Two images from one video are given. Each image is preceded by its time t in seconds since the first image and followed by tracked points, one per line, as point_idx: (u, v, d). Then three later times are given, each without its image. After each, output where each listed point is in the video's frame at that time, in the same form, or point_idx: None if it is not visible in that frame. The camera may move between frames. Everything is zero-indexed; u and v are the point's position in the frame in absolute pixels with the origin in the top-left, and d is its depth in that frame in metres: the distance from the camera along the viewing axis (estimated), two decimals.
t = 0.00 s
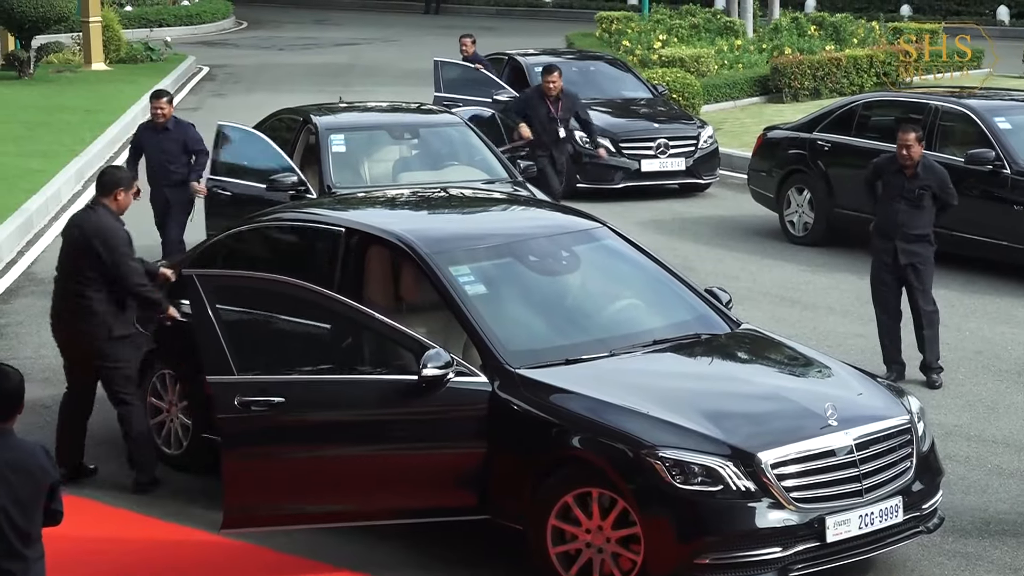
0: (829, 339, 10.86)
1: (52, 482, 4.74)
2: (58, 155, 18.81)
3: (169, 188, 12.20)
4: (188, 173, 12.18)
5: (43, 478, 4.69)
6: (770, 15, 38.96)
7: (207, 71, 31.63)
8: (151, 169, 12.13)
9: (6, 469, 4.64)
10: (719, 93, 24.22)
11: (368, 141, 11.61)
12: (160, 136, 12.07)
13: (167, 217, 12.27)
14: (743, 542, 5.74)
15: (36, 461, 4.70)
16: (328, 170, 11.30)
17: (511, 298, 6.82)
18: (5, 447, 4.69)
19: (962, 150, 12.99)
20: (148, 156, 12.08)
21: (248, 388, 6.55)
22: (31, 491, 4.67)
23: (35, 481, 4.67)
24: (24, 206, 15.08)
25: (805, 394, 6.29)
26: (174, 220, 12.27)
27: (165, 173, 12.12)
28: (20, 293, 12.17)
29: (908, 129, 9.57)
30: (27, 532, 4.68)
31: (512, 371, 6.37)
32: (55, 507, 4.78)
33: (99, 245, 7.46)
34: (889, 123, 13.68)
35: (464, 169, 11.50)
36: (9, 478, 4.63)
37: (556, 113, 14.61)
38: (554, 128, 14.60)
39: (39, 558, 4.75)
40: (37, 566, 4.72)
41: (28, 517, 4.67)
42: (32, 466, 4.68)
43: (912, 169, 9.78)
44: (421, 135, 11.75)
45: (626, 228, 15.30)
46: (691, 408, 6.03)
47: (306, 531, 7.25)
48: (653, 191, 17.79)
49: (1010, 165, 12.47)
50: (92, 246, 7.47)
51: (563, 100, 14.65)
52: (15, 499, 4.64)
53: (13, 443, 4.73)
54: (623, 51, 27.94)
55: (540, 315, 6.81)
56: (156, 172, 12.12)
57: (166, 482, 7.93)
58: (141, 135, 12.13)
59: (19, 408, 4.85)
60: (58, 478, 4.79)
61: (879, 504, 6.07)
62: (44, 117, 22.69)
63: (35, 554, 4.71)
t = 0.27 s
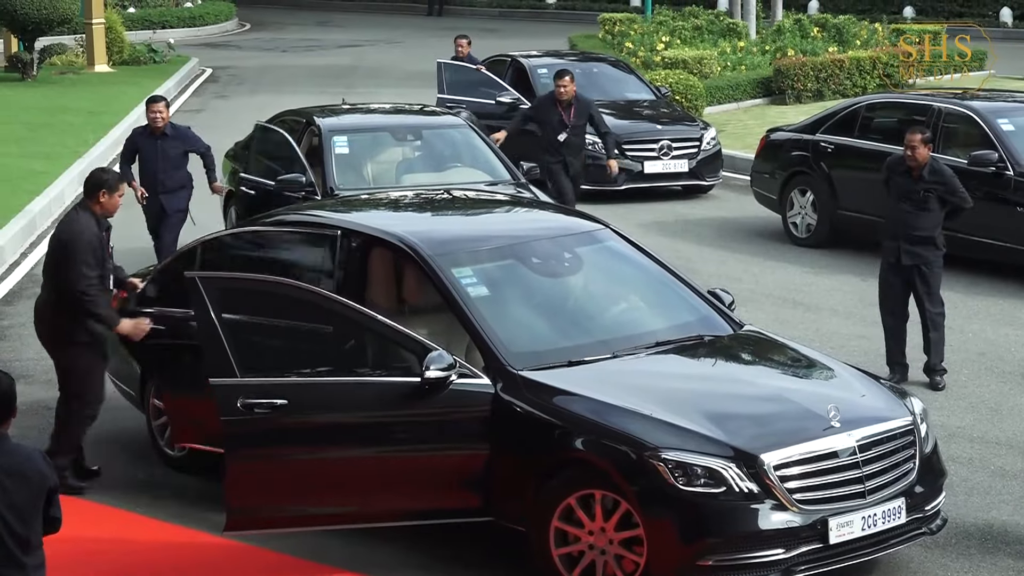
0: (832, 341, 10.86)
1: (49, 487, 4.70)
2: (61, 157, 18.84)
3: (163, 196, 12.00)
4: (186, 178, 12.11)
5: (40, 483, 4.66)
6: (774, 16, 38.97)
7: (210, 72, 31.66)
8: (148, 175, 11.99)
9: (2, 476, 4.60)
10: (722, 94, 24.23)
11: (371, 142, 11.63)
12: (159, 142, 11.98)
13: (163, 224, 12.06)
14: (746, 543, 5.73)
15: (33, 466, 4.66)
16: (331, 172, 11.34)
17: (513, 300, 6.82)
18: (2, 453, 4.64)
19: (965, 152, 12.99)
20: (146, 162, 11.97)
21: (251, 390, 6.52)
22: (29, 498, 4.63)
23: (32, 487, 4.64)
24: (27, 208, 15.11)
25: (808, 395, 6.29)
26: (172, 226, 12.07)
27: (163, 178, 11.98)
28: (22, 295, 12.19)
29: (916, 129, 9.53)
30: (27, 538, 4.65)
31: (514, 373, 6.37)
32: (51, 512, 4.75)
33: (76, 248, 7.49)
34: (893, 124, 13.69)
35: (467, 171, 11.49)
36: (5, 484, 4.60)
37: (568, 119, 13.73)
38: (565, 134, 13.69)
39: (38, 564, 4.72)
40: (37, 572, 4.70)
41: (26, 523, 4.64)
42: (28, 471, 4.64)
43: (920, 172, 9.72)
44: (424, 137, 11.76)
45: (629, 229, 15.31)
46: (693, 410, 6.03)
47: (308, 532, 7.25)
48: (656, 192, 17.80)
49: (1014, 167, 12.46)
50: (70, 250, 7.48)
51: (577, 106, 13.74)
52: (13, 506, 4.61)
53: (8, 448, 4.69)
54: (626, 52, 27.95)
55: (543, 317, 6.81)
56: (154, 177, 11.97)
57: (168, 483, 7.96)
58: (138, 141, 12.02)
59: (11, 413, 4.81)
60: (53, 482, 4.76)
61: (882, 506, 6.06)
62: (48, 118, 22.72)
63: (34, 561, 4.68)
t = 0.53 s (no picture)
0: (834, 342, 10.85)
1: (47, 490, 4.55)
2: (64, 158, 18.85)
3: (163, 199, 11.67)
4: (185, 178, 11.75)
5: (38, 486, 4.51)
6: (777, 17, 38.96)
7: (213, 74, 31.67)
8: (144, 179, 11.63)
9: None
10: (725, 95, 24.23)
11: (374, 143, 11.64)
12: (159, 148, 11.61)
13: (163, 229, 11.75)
14: (749, 545, 5.73)
15: (29, 469, 4.51)
16: (334, 173, 11.36)
17: (516, 301, 6.82)
18: None
19: (968, 154, 12.99)
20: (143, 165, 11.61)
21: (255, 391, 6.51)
22: (26, 501, 4.48)
23: (29, 490, 4.49)
24: (30, 210, 15.12)
25: (811, 397, 6.29)
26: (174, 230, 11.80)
27: (163, 180, 11.64)
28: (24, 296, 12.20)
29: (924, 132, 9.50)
30: (27, 543, 4.49)
31: (517, 374, 6.36)
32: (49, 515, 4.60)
33: (56, 253, 7.58)
34: (896, 126, 13.69)
35: (470, 172, 11.48)
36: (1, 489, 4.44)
37: (584, 117, 13.74)
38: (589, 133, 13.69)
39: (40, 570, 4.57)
40: None
41: (24, 528, 4.48)
42: (24, 475, 4.49)
43: (928, 176, 9.70)
44: (427, 138, 11.77)
45: (632, 231, 15.30)
46: (697, 411, 6.03)
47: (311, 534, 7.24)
48: (658, 194, 17.80)
49: (1017, 168, 12.45)
50: (50, 254, 7.58)
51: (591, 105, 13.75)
52: (9, 512, 4.45)
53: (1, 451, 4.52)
54: (629, 54, 27.96)
55: (546, 319, 6.81)
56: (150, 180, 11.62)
57: (171, 486, 7.96)
58: (136, 144, 11.68)
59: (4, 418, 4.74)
60: (52, 484, 4.60)
61: (885, 508, 6.06)
62: (50, 120, 22.73)
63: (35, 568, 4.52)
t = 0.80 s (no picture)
0: (836, 343, 10.84)
1: (43, 490, 4.45)
2: (66, 158, 18.87)
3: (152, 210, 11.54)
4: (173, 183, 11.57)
5: (33, 488, 4.40)
6: (779, 18, 38.95)
7: (214, 74, 31.68)
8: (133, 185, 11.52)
9: None
10: (727, 96, 24.23)
11: (376, 143, 11.64)
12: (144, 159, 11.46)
13: (153, 239, 11.60)
14: (751, 545, 5.72)
15: (23, 469, 4.41)
16: (336, 173, 11.37)
17: (518, 301, 6.81)
18: None
19: (970, 154, 12.98)
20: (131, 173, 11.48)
21: (258, 394, 6.53)
22: (23, 502, 4.37)
23: (27, 492, 4.37)
24: (32, 210, 15.12)
25: (812, 397, 6.29)
26: (164, 240, 11.68)
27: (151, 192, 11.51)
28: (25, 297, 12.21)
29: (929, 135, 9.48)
30: (25, 545, 4.38)
31: (518, 375, 6.36)
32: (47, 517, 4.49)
33: (71, 258, 7.86)
34: (898, 126, 13.68)
35: (471, 172, 11.48)
36: None
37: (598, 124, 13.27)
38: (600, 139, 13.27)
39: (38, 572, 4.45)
40: None
41: (22, 531, 4.37)
42: (19, 476, 4.38)
43: (932, 177, 9.67)
44: (428, 138, 11.77)
45: (633, 231, 15.29)
46: (698, 411, 6.03)
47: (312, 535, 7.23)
48: (660, 194, 17.80)
49: (1018, 168, 12.44)
50: (59, 261, 7.89)
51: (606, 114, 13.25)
52: (7, 514, 4.33)
53: None
54: (631, 54, 27.96)
55: (548, 319, 6.81)
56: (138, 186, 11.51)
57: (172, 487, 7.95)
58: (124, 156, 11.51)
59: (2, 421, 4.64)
60: (47, 485, 4.50)
61: (887, 508, 6.05)
62: (52, 119, 22.73)
63: (32, 569, 4.40)
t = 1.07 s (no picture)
0: (838, 343, 10.84)
1: (39, 491, 4.46)
2: (67, 157, 18.87)
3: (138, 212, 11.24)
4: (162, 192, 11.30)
5: (28, 488, 4.39)
6: (780, 18, 38.95)
7: (216, 74, 31.68)
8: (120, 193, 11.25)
9: None
10: (728, 96, 24.23)
11: (377, 143, 11.64)
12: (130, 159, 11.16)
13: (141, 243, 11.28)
14: (752, 545, 5.72)
15: (19, 471, 4.41)
16: (337, 173, 11.37)
17: (519, 301, 6.81)
18: None
19: (971, 154, 12.98)
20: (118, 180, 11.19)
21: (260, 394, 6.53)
22: (20, 503, 4.37)
23: (24, 492, 4.37)
24: (33, 210, 15.13)
25: (813, 397, 6.29)
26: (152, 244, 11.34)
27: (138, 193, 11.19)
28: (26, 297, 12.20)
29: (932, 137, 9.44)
30: (23, 545, 4.38)
31: (519, 375, 6.36)
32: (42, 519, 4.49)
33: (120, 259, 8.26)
34: (898, 126, 13.66)
35: (472, 172, 11.47)
36: None
37: (606, 122, 13.05)
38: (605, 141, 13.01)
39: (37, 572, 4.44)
40: None
41: (20, 531, 4.35)
42: (14, 477, 4.38)
43: (936, 178, 9.63)
44: (429, 138, 11.77)
45: (634, 231, 15.29)
46: (698, 412, 6.03)
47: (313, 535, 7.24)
48: (661, 193, 17.80)
49: (1020, 168, 12.44)
50: (111, 265, 8.32)
51: (613, 109, 12.98)
52: (6, 515, 4.32)
53: None
54: (632, 54, 27.95)
55: (549, 319, 6.81)
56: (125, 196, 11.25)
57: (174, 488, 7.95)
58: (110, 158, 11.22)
59: None
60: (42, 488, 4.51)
61: (887, 508, 6.05)
62: (54, 119, 22.74)
63: (31, 569, 4.38)
